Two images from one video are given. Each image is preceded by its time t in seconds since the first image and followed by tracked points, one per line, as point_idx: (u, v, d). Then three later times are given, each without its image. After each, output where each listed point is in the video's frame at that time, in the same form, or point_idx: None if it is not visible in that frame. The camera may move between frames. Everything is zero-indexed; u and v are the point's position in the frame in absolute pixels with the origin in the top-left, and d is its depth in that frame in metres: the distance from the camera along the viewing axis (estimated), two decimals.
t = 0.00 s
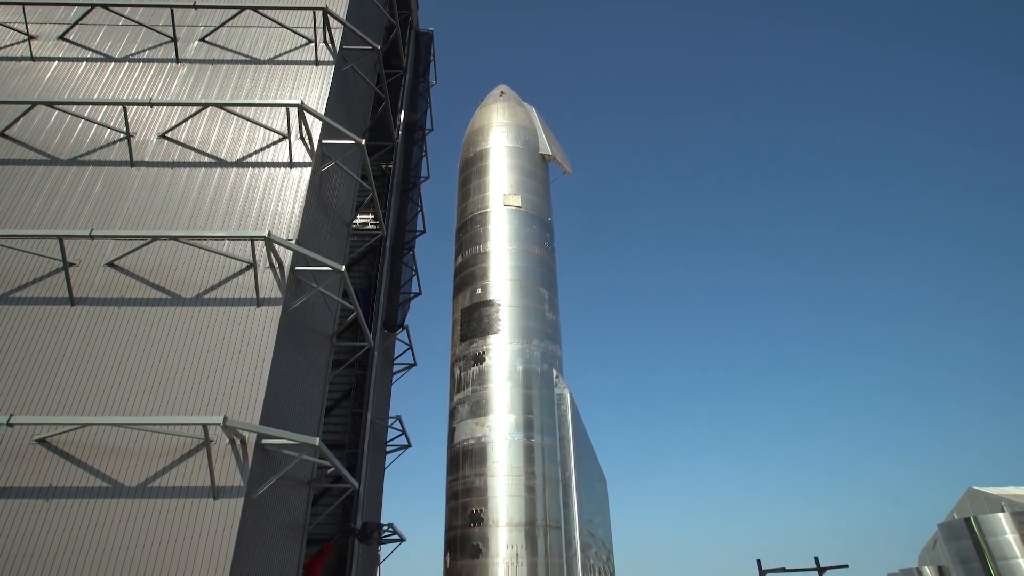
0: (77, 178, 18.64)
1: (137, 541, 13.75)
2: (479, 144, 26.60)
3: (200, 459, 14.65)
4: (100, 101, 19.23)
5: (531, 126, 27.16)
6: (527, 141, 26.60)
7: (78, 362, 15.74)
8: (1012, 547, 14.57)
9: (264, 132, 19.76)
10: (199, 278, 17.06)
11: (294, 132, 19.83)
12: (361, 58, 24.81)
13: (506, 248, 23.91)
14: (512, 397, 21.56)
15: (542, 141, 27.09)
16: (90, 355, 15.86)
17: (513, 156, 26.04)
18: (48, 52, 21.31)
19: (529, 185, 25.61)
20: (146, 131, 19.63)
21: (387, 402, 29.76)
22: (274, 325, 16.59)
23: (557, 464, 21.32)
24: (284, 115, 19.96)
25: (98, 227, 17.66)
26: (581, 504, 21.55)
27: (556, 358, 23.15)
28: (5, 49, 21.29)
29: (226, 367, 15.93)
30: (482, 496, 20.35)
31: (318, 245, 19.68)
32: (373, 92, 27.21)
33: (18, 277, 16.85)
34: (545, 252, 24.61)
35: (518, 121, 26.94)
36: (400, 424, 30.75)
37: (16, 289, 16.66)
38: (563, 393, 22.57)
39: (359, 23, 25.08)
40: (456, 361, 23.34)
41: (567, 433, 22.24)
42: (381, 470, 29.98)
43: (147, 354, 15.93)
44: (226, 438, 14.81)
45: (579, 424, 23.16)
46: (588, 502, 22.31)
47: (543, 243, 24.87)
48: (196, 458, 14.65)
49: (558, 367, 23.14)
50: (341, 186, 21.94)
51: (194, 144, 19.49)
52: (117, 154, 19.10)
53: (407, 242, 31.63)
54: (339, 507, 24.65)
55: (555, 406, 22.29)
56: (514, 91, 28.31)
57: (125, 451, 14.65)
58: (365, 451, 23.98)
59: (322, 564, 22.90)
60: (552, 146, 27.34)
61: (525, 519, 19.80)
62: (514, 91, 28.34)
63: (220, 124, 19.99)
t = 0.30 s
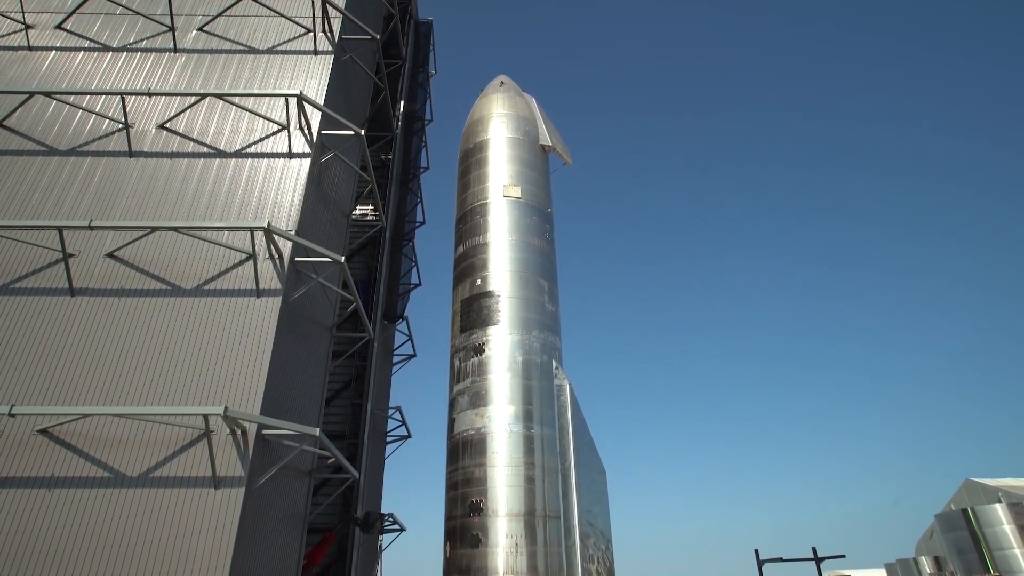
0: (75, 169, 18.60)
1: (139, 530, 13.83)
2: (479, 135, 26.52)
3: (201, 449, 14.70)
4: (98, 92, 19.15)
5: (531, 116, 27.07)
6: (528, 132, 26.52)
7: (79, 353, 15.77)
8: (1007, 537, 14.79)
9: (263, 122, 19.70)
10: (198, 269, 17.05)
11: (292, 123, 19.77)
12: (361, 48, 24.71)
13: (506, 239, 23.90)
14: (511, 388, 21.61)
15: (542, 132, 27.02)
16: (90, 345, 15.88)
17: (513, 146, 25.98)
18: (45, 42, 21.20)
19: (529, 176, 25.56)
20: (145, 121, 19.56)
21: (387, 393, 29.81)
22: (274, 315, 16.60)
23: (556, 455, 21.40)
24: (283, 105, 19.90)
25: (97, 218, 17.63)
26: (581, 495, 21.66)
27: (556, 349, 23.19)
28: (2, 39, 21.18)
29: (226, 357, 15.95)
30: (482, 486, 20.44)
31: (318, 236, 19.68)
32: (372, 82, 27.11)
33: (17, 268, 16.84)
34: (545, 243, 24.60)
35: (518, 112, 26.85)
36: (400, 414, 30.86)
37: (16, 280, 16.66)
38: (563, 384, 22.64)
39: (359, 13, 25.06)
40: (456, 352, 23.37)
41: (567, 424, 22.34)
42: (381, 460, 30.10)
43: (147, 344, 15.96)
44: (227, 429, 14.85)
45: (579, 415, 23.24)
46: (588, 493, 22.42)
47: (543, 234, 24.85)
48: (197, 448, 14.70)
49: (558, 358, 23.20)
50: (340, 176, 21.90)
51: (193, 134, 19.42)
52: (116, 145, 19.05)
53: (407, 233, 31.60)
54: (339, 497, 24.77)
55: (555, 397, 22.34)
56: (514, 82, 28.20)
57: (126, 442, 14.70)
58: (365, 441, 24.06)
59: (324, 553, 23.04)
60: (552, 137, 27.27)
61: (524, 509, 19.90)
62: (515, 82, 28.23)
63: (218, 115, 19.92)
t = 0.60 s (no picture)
0: (74, 160, 18.56)
1: (139, 521, 13.88)
2: (479, 126, 26.44)
3: (201, 440, 14.74)
4: (96, 83, 19.08)
5: (531, 108, 26.99)
6: (528, 124, 26.45)
7: (79, 344, 15.79)
8: (1003, 529, 17.56)
9: (262, 114, 19.64)
10: (198, 261, 17.04)
11: (291, 114, 19.70)
12: (359, 39, 24.59)
13: (506, 232, 23.88)
14: (511, 380, 21.66)
15: (542, 124, 26.96)
16: (90, 337, 15.89)
17: (513, 138, 25.92)
18: (42, 32, 21.10)
19: (529, 168, 25.51)
20: (143, 113, 19.49)
21: (387, 384, 29.87)
22: (274, 307, 16.61)
23: (555, 447, 21.48)
24: (281, 97, 19.83)
25: (96, 210, 17.60)
26: (580, 486, 21.75)
27: (555, 341, 23.22)
28: None
29: (226, 349, 15.97)
30: (482, 478, 20.51)
31: (318, 228, 19.69)
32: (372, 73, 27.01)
33: (17, 259, 16.83)
34: (545, 235, 24.59)
35: (518, 103, 26.77)
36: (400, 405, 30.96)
37: (16, 272, 16.66)
38: (562, 376, 22.69)
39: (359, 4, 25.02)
40: (455, 343, 23.39)
41: (566, 416, 22.41)
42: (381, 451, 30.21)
43: (146, 336, 15.97)
44: (227, 420, 14.88)
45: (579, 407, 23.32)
46: (587, 484, 22.53)
47: (543, 227, 24.83)
48: (198, 439, 14.75)
49: (558, 350, 23.24)
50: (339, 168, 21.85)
51: (191, 126, 19.36)
52: (114, 136, 19.00)
53: (407, 225, 31.59)
54: (339, 488, 24.89)
55: (554, 389, 22.40)
56: (514, 73, 28.10)
57: (127, 433, 14.74)
58: (365, 433, 24.14)
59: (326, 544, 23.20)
60: (552, 128, 27.20)
61: (524, 500, 19.99)
62: (515, 73, 28.13)
63: (217, 106, 19.85)
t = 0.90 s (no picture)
0: (73, 155, 18.53)
1: (140, 516, 13.92)
2: (478, 122, 26.40)
3: (201, 435, 14.76)
4: (95, 78, 19.03)
5: (530, 103, 26.94)
6: (528, 119, 26.42)
7: (78, 339, 15.80)
8: (1001, 525, 17.62)
9: (262, 109, 19.61)
10: (198, 256, 17.04)
11: (291, 110, 19.68)
12: (359, 34, 24.54)
13: (506, 227, 23.87)
14: (511, 375, 21.68)
15: (542, 119, 26.92)
16: (90, 332, 15.90)
17: (513, 133, 25.88)
18: (41, 27, 21.04)
19: (529, 163, 25.48)
20: (142, 108, 19.45)
21: (387, 380, 29.90)
22: (274, 302, 16.61)
23: (555, 442, 21.52)
24: (281, 92, 19.80)
25: (95, 206, 17.58)
26: (579, 482, 21.79)
27: (555, 336, 23.24)
28: None
29: (226, 344, 15.98)
30: (481, 473, 20.55)
31: (318, 223, 19.66)
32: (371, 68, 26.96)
33: (16, 254, 16.82)
34: (545, 231, 24.58)
35: (518, 98, 26.72)
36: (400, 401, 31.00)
37: (15, 267, 16.65)
38: (562, 371, 22.72)
39: None
40: (455, 339, 23.40)
41: (566, 411, 22.45)
42: (381, 446, 30.26)
43: (146, 331, 15.98)
44: (227, 416, 14.90)
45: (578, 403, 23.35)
46: (586, 480, 22.57)
47: (543, 222, 24.82)
48: (198, 434, 14.76)
49: (558, 346, 23.27)
50: (339, 163, 21.81)
51: (190, 121, 19.33)
52: (113, 131, 18.95)
53: (407, 220, 31.58)
54: (339, 483, 24.93)
55: (554, 384, 22.43)
56: (514, 68, 28.04)
57: (128, 428, 14.76)
58: (365, 428, 24.17)
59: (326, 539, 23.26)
60: (552, 124, 27.16)
61: (523, 495, 20.04)
62: (515, 68, 28.08)
63: (216, 101, 19.81)
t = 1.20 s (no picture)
0: (72, 149, 18.49)
1: (140, 509, 13.95)
2: (478, 116, 26.34)
3: (202, 429, 14.78)
4: (93, 71, 18.96)
5: (530, 98, 26.88)
6: (528, 113, 26.37)
7: (78, 333, 15.80)
8: (1000, 519, 17.70)
9: (261, 103, 19.56)
10: (198, 251, 17.03)
11: (291, 104, 19.66)
12: (358, 28, 24.46)
13: (506, 222, 23.85)
14: (511, 370, 21.70)
15: (542, 113, 26.86)
16: (89, 326, 15.90)
17: (513, 128, 25.83)
18: (39, 20, 20.97)
19: (529, 157, 25.44)
20: (141, 102, 19.40)
21: (387, 374, 29.92)
22: (274, 296, 16.62)
23: (555, 436, 21.58)
24: (280, 85, 19.77)
25: (94, 200, 17.55)
26: (579, 476, 21.85)
27: (555, 331, 23.26)
28: None
29: (226, 338, 15.99)
30: (481, 467, 20.60)
31: (317, 217, 19.63)
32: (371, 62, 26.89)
33: (16, 249, 16.80)
34: (545, 225, 24.56)
35: (518, 93, 26.65)
36: (400, 395, 31.04)
37: (15, 262, 16.63)
38: (561, 366, 22.75)
39: None
40: (455, 333, 23.41)
41: (566, 406, 22.49)
42: (381, 440, 30.31)
43: (147, 325, 15.98)
44: (227, 410, 14.92)
45: (578, 397, 23.38)
46: (586, 474, 22.62)
47: (543, 216, 24.80)
48: (198, 428, 14.78)
49: (558, 341, 23.31)
50: (339, 157, 21.77)
51: (189, 115, 19.27)
52: (112, 125, 18.89)
53: (407, 214, 31.55)
54: (339, 478, 24.98)
55: (554, 378, 22.47)
56: (514, 62, 27.96)
57: (128, 422, 14.78)
58: (365, 422, 24.21)
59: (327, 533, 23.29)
60: (552, 118, 27.11)
61: (522, 490, 20.09)
62: (514, 62, 27.99)
63: (215, 95, 19.76)
